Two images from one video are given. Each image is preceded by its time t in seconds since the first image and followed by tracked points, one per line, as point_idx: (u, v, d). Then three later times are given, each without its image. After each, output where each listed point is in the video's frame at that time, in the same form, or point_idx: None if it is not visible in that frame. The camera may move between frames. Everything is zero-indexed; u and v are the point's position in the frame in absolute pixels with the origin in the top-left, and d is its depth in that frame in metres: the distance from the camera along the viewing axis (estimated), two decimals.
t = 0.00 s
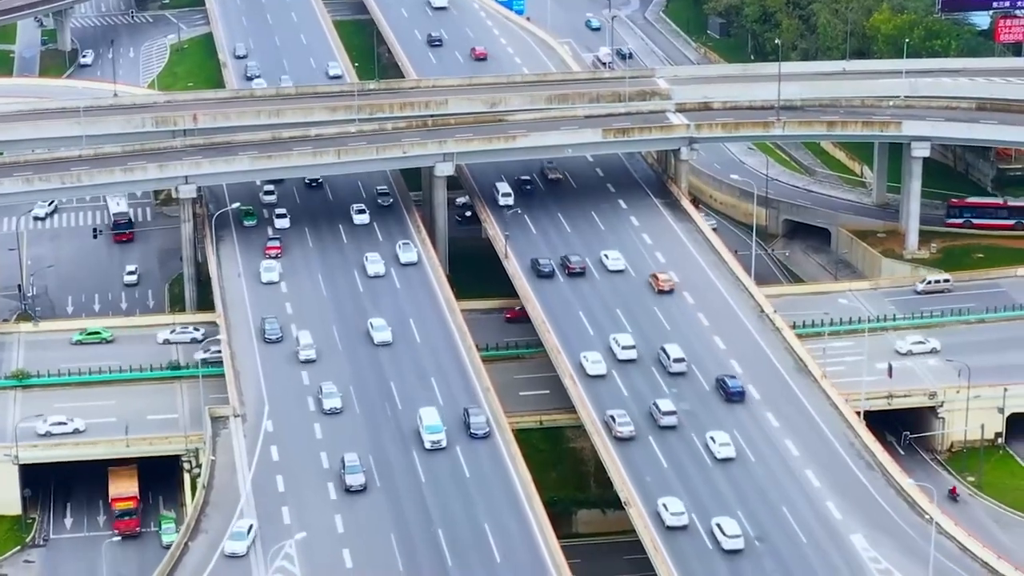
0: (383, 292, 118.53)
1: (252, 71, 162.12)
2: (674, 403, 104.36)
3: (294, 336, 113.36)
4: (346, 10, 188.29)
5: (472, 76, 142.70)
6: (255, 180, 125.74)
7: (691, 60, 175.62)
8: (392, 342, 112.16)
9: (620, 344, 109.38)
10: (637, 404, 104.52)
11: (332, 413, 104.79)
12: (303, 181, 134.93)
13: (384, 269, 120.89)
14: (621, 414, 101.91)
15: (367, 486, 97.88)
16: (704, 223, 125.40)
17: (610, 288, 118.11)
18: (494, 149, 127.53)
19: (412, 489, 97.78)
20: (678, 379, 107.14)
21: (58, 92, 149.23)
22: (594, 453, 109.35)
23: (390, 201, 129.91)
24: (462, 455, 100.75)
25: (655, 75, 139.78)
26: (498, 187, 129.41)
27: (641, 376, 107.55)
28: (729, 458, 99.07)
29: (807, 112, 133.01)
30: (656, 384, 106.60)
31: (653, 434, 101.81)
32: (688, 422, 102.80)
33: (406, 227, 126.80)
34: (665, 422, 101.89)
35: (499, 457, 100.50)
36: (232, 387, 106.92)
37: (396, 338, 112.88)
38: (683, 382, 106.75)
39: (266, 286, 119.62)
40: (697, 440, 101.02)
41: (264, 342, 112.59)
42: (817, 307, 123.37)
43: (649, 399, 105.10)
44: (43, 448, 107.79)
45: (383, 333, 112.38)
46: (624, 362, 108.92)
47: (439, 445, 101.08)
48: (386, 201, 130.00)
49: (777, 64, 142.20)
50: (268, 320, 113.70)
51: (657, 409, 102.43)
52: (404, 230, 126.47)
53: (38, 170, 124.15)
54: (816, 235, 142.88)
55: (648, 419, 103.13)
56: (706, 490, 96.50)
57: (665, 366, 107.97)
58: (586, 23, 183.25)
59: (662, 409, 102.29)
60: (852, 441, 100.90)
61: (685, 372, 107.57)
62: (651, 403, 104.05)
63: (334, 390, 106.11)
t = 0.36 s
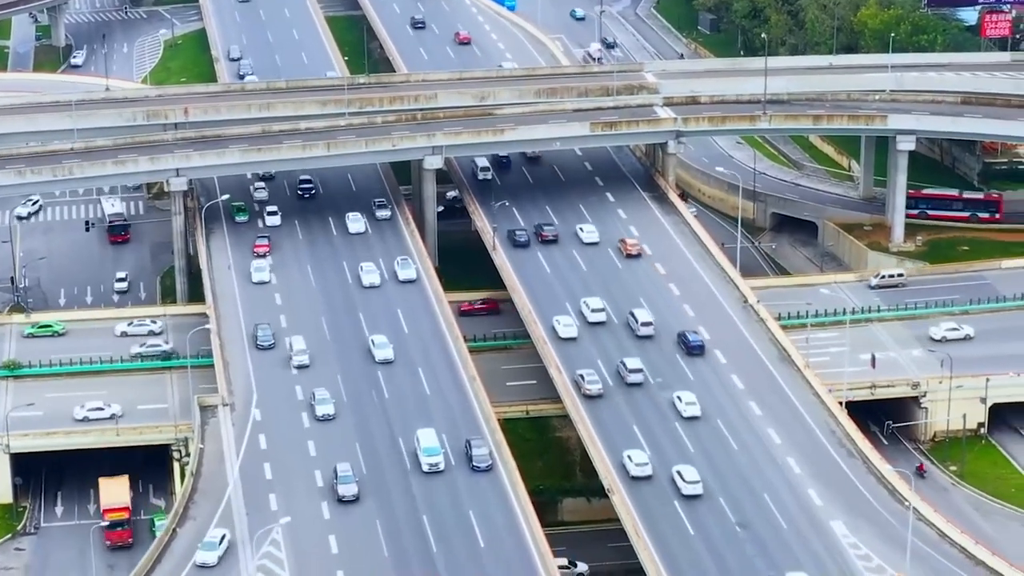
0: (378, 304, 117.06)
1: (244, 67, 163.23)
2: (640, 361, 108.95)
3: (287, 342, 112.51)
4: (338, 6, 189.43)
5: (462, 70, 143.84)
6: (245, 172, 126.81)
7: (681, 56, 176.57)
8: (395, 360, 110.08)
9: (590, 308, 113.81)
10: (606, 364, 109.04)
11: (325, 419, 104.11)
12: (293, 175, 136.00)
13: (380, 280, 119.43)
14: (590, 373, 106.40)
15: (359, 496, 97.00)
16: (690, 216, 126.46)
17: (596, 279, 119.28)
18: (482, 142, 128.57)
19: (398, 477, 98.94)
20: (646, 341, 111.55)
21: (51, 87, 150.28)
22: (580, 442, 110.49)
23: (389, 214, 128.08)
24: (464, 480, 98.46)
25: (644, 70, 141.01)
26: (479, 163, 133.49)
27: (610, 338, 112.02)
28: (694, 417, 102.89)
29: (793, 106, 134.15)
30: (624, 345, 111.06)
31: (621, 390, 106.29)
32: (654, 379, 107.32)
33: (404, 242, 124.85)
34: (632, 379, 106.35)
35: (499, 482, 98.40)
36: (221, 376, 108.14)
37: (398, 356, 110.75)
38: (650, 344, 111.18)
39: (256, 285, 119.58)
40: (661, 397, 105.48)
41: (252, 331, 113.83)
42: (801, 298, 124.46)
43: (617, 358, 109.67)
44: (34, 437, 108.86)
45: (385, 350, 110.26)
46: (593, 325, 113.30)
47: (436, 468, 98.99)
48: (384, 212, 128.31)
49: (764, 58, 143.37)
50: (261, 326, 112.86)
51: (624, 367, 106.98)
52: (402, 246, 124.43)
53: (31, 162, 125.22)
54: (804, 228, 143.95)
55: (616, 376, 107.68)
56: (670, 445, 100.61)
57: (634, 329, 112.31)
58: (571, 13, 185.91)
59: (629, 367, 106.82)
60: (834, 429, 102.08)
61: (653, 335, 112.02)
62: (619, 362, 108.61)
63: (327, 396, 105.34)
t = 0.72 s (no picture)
0: (374, 314, 115.86)
1: (237, 62, 164.20)
2: (614, 330, 112.54)
3: (281, 347, 111.94)
4: (333, 3, 190.42)
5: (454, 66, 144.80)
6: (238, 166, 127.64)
7: (673, 52, 177.52)
8: (396, 375, 108.38)
9: (567, 281, 117.26)
10: (581, 333, 112.62)
11: (319, 424, 103.56)
12: (285, 170, 136.92)
13: (375, 289, 118.29)
14: (566, 342, 109.88)
15: (354, 505, 96.25)
16: (680, 210, 127.35)
17: (585, 272, 120.15)
18: (474, 137, 129.39)
19: (387, 466, 99.81)
20: (622, 314, 114.82)
21: (45, 82, 151.23)
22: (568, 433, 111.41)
23: (387, 225, 126.49)
24: (465, 502, 96.56)
25: (634, 66, 142.02)
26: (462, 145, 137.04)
27: (586, 309, 115.45)
28: (669, 385, 106.24)
29: (782, 101, 135.08)
30: (599, 317, 114.44)
31: (595, 358, 109.91)
32: (628, 348, 110.91)
33: (402, 254, 123.17)
34: (607, 347, 110.03)
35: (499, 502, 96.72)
36: (212, 368, 109.00)
37: (399, 371, 109.12)
38: (625, 317, 114.47)
39: (249, 286, 119.52)
40: (635, 366, 108.92)
41: (243, 322, 114.85)
42: (789, 292, 125.32)
43: (592, 328, 113.16)
44: (27, 428, 109.67)
45: (386, 365, 108.55)
46: (571, 297, 116.77)
47: (434, 486, 97.42)
48: (381, 223, 126.71)
49: (754, 54, 144.29)
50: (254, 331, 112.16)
51: (599, 336, 110.56)
52: (400, 259, 122.72)
53: (25, 157, 126.08)
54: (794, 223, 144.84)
55: (591, 345, 111.31)
56: (643, 412, 103.87)
57: (610, 302, 115.71)
58: (562, 7, 187.32)
59: (604, 336, 110.43)
60: (819, 420, 102.93)
61: (628, 308, 115.41)
62: (594, 331, 112.15)
63: (321, 401, 104.76)
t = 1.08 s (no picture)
0: (370, 327, 114.38)
1: (229, 57, 165.27)
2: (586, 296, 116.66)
3: (273, 354, 111.08)
4: None
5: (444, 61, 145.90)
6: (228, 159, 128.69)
7: (663, 47, 178.62)
8: (396, 396, 106.24)
9: (541, 250, 121.43)
10: (554, 299, 116.79)
11: (311, 432, 102.74)
12: (276, 163, 138.02)
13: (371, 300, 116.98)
14: (539, 307, 114.05)
15: (346, 515, 95.35)
16: (667, 203, 128.39)
17: (571, 264, 121.19)
18: (463, 130, 130.41)
19: (373, 454, 100.96)
20: (594, 282, 118.82)
21: (38, 77, 152.37)
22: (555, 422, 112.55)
23: (385, 239, 124.41)
24: (467, 535, 93.58)
25: (623, 60, 143.16)
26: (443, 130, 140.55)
27: (559, 278, 119.44)
28: (640, 348, 110.30)
29: (769, 95, 136.21)
30: (572, 285, 118.45)
31: (567, 322, 114.12)
32: (599, 312, 115.11)
33: (399, 267, 121.43)
34: (578, 311, 114.23)
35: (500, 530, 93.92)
36: (201, 358, 110.17)
37: (400, 390, 107.03)
38: (598, 285, 118.46)
39: (240, 287, 119.40)
40: (604, 329, 113.07)
41: (232, 313, 116.06)
42: (775, 284, 126.33)
43: (564, 294, 117.33)
44: (18, 418, 110.75)
45: (386, 384, 106.47)
46: (545, 265, 120.87)
47: (432, 511, 95.10)
48: (379, 237, 124.69)
49: (742, 49, 145.41)
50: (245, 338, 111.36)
51: (571, 300, 114.81)
52: (388, 248, 124.18)
53: (17, 150, 127.17)
54: (781, 217, 145.93)
55: (563, 310, 115.55)
56: (611, 373, 107.94)
57: (583, 271, 119.65)
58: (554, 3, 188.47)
59: (575, 300, 114.67)
60: (802, 409, 103.98)
61: (600, 277, 119.38)
62: (566, 296, 116.36)
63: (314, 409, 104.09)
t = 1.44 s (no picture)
0: (365, 340, 112.83)
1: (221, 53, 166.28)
2: (560, 266, 120.43)
3: (265, 362, 110.17)
4: None
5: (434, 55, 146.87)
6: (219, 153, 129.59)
7: (654, 43, 179.68)
8: (396, 415, 104.28)
9: (518, 222, 125.24)
10: (529, 270, 120.38)
11: (303, 439, 102.12)
12: (266, 157, 139.02)
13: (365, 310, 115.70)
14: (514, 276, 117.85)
15: (338, 526, 94.34)
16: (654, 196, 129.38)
17: (559, 257, 122.17)
18: (452, 124, 131.33)
19: (360, 444, 102.03)
20: (569, 256, 122.33)
21: (31, 71, 153.43)
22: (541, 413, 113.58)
23: (381, 253, 122.81)
24: (467, 569, 90.87)
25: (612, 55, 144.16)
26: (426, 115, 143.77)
27: (536, 249, 123.25)
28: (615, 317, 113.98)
29: (756, 90, 137.23)
30: (547, 257, 122.10)
31: (542, 292, 117.77)
32: (574, 285, 118.58)
33: (394, 276, 120.43)
34: (552, 280, 118.13)
35: (501, 560, 91.46)
36: (190, 348, 111.25)
37: (400, 409, 105.06)
38: (573, 257, 122.07)
39: (231, 287, 119.32)
40: (577, 297, 116.88)
41: (222, 306, 116.91)
42: (761, 277, 127.32)
43: (540, 265, 121.04)
44: (10, 408, 111.75)
45: (387, 404, 104.50)
46: (522, 237, 124.60)
47: (429, 535, 93.05)
48: (376, 250, 123.03)
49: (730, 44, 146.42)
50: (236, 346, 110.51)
51: (545, 270, 118.77)
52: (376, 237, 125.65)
53: (9, 143, 128.14)
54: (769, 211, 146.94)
55: (538, 281, 119.16)
56: (584, 339, 111.76)
57: (558, 245, 123.20)
58: None
59: (550, 270, 118.56)
60: (785, 399, 104.99)
61: (576, 250, 122.94)
62: (541, 266, 120.18)
63: (307, 416, 103.37)
